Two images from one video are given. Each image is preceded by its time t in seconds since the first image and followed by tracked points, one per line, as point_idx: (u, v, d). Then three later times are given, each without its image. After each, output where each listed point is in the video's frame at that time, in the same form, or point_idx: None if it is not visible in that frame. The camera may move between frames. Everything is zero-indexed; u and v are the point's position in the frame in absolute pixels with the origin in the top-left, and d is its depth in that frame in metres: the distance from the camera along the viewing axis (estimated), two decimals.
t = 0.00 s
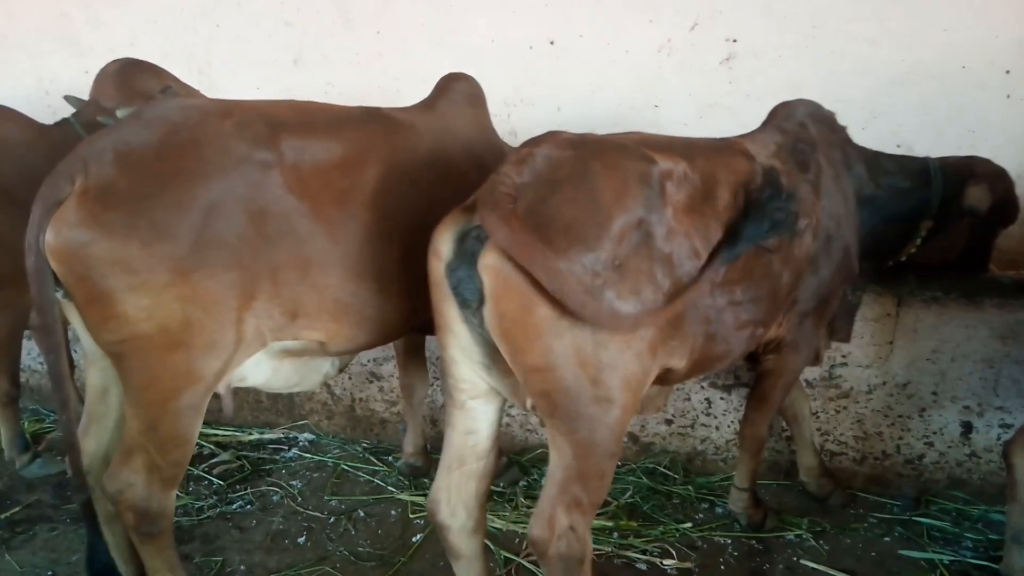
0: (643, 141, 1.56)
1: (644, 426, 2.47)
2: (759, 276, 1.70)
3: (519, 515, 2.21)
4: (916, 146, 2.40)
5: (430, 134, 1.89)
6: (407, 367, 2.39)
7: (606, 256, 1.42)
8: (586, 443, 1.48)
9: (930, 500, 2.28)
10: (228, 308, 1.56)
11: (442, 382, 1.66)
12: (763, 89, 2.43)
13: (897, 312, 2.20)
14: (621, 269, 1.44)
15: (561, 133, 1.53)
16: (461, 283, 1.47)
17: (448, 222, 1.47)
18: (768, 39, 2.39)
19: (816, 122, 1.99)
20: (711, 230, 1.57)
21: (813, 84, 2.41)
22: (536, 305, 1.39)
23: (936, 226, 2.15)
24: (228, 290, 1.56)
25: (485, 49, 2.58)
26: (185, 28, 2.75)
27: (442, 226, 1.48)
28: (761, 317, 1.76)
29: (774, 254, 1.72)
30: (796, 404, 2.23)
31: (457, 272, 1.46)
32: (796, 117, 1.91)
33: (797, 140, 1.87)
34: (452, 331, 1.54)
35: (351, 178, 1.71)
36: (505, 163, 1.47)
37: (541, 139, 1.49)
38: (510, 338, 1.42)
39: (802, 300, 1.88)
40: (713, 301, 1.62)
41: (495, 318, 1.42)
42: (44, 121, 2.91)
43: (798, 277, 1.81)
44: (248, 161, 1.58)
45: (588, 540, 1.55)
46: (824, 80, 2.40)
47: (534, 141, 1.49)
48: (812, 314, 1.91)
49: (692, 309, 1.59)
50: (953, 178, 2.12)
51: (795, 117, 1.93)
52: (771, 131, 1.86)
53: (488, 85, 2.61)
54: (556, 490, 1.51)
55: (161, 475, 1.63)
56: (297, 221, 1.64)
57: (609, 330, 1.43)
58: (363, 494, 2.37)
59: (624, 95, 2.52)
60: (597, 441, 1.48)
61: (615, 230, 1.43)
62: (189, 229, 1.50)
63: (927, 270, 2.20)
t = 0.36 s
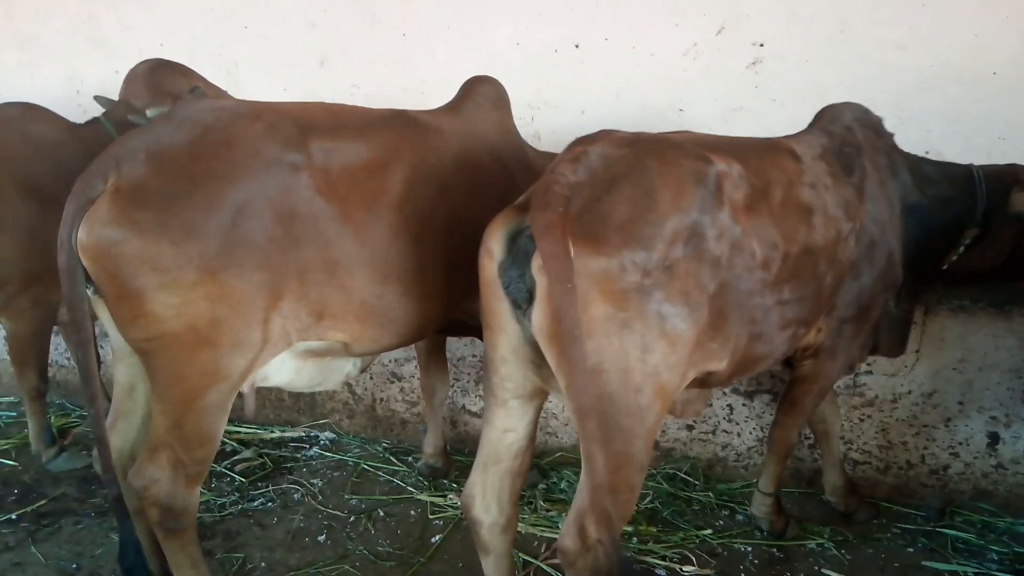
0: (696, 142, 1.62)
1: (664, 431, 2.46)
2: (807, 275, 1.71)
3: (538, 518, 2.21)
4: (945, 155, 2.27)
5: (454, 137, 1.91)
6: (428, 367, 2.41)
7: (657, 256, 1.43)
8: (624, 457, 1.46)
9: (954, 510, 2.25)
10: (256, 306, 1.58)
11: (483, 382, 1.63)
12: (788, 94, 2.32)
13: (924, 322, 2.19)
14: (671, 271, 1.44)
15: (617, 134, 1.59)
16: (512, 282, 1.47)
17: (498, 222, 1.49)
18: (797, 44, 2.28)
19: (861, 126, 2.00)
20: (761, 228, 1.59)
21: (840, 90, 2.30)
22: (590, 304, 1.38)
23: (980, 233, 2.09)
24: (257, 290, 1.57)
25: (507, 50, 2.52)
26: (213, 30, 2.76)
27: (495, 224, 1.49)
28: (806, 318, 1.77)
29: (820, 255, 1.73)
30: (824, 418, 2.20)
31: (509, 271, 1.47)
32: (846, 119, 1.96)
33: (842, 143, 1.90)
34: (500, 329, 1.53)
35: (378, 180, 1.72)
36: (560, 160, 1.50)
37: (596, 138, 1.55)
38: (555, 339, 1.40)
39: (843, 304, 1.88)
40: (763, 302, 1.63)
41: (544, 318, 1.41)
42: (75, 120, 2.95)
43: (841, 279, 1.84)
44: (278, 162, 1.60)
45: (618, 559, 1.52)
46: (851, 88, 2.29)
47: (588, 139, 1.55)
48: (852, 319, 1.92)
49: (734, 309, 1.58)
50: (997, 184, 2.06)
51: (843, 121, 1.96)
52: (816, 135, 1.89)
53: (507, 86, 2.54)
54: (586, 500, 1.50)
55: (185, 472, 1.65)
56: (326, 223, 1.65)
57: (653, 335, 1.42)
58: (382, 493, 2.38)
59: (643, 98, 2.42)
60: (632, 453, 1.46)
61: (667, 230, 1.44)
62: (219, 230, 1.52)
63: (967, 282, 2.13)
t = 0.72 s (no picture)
0: (744, 142, 1.62)
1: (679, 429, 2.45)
2: (849, 277, 1.72)
3: (552, 516, 2.22)
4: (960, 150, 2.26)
5: (467, 135, 1.91)
6: (442, 365, 2.42)
7: (702, 256, 1.43)
8: (653, 456, 1.47)
9: (972, 509, 2.23)
10: (272, 306, 1.59)
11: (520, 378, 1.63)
12: (804, 89, 2.29)
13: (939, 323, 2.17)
14: (714, 272, 1.44)
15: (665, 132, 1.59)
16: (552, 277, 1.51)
17: (536, 219, 1.51)
18: (810, 39, 2.25)
19: (897, 123, 1.96)
20: (807, 230, 1.59)
21: (857, 85, 2.26)
22: (632, 301, 1.39)
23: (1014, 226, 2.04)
24: (274, 290, 1.58)
25: (519, 47, 2.50)
26: (228, 30, 2.77)
27: (536, 220, 1.51)
28: (845, 318, 1.78)
29: (862, 258, 1.74)
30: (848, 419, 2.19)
31: (549, 267, 1.50)
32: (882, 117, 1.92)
33: (883, 141, 1.89)
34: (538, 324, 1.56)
35: (393, 179, 1.73)
36: (607, 156, 1.49)
37: (642, 136, 1.55)
38: (597, 336, 1.42)
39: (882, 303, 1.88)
40: (807, 302, 1.64)
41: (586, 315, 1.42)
42: (91, 121, 2.97)
43: (880, 279, 1.85)
44: (294, 162, 1.61)
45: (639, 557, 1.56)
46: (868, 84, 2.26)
47: (635, 137, 1.54)
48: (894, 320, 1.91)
49: (771, 307, 1.57)
50: None
51: (880, 119, 1.93)
52: (854, 132, 1.88)
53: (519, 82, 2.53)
54: (613, 500, 1.51)
55: (204, 471, 1.66)
56: (342, 222, 1.66)
57: (691, 337, 1.43)
58: (397, 491, 2.39)
59: (657, 96, 2.40)
60: (661, 453, 1.47)
61: (713, 230, 1.44)
62: (236, 230, 1.53)
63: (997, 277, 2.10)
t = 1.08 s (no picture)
0: (781, 140, 1.62)
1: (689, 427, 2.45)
2: (880, 277, 1.73)
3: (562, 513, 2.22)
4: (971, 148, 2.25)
5: (476, 132, 1.92)
6: (452, 362, 2.43)
7: (739, 254, 1.43)
8: (678, 453, 1.47)
9: (984, 508, 2.22)
10: (284, 302, 1.60)
11: (547, 369, 1.67)
12: (816, 85, 2.27)
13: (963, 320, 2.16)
14: (749, 271, 1.45)
15: (700, 131, 1.60)
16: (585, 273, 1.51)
17: (573, 217, 1.52)
18: (821, 34, 2.24)
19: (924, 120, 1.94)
20: (842, 228, 1.59)
21: (866, 83, 2.24)
22: (668, 298, 1.38)
23: None
24: (286, 286, 1.59)
25: (529, 43, 2.49)
26: (239, 28, 2.77)
27: (570, 218, 1.52)
28: (877, 316, 1.79)
29: (893, 257, 1.74)
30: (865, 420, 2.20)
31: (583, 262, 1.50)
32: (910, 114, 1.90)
33: (912, 139, 1.89)
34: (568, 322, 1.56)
35: (403, 175, 1.73)
36: (642, 154, 1.51)
37: (677, 134, 1.55)
38: (631, 333, 1.41)
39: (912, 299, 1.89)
40: (840, 300, 1.65)
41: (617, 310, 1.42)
42: (103, 119, 2.99)
43: (910, 276, 1.84)
44: (306, 159, 1.62)
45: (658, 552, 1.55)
46: (880, 80, 2.23)
47: (670, 134, 1.55)
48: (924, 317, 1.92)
49: (804, 304, 1.59)
50: None
51: (906, 117, 1.91)
52: (883, 130, 1.87)
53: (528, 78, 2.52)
54: (635, 495, 1.51)
55: (216, 466, 1.67)
56: (353, 218, 1.66)
57: (727, 335, 1.44)
58: (407, 487, 2.39)
59: (668, 93, 2.39)
60: (687, 451, 1.48)
61: (752, 229, 1.44)
62: (249, 227, 1.54)
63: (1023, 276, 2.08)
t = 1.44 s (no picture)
0: (817, 141, 1.62)
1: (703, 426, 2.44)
2: (915, 279, 1.71)
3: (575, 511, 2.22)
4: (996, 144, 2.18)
5: (489, 129, 1.92)
6: (465, 359, 2.43)
7: (776, 256, 1.43)
8: (703, 453, 1.47)
9: (1000, 510, 2.20)
10: (300, 300, 1.61)
11: (573, 368, 1.67)
12: (833, 83, 2.24)
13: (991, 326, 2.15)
14: (785, 274, 1.44)
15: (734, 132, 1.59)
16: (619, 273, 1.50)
17: (608, 215, 1.51)
18: (839, 32, 2.20)
19: (953, 125, 1.92)
20: (876, 230, 1.59)
21: (883, 81, 2.20)
22: (704, 299, 1.39)
23: None
24: (302, 284, 1.60)
25: (543, 40, 2.49)
26: (256, 26, 2.78)
27: (603, 220, 1.51)
28: (909, 319, 1.78)
29: (927, 260, 1.73)
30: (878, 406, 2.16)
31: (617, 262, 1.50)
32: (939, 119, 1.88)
33: (940, 146, 1.87)
34: (602, 322, 1.56)
35: (417, 173, 1.73)
36: (677, 154, 1.51)
37: (712, 134, 1.55)
38: (664, 333, 1.42)
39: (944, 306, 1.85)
40: (874, 304, 1.64)
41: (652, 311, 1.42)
42: (120, 116, 3.01)
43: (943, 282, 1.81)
44: (323, 157, 1.62)
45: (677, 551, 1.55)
46: (895, 78, 2.19)
47: (705, 135, 1.55)
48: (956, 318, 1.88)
49: (834, 306, 1.58)
50: None
51: (936, 121, 1.89)
52: (913, 133, 1.86)
53: (543, 76, 2.52)
54: (657, 493, 1.50)
55: (231, 461, 1.68)
56: (369, 216, 1.67)
57: (762, 336, 1.43)
58: (420, 484, 2.40)
59: (683, 91, 2.37)
60: (712, 452, 1.47)
61: (789, 231, 1.44)
62: (266, 224, 1.55)
63: None
